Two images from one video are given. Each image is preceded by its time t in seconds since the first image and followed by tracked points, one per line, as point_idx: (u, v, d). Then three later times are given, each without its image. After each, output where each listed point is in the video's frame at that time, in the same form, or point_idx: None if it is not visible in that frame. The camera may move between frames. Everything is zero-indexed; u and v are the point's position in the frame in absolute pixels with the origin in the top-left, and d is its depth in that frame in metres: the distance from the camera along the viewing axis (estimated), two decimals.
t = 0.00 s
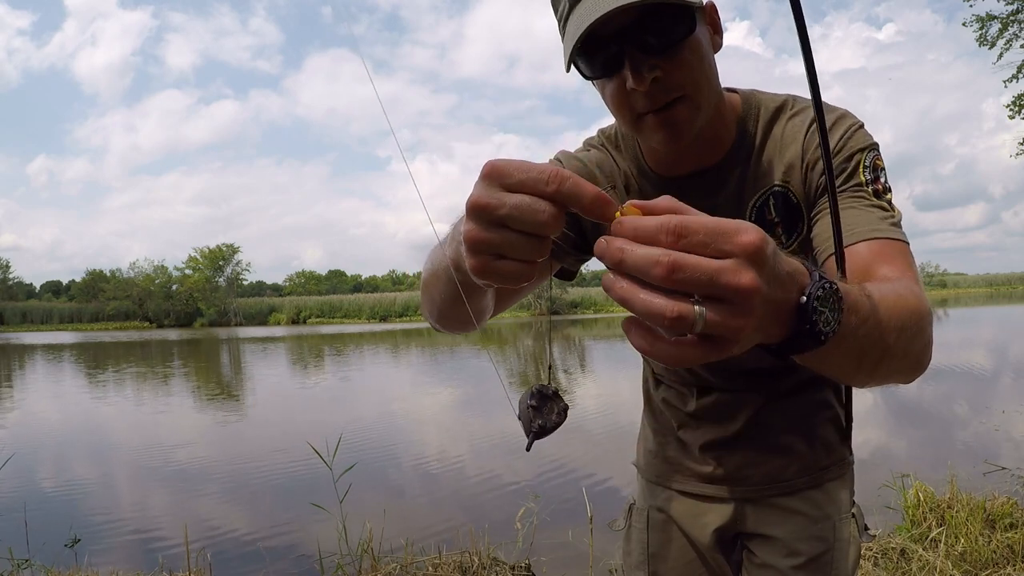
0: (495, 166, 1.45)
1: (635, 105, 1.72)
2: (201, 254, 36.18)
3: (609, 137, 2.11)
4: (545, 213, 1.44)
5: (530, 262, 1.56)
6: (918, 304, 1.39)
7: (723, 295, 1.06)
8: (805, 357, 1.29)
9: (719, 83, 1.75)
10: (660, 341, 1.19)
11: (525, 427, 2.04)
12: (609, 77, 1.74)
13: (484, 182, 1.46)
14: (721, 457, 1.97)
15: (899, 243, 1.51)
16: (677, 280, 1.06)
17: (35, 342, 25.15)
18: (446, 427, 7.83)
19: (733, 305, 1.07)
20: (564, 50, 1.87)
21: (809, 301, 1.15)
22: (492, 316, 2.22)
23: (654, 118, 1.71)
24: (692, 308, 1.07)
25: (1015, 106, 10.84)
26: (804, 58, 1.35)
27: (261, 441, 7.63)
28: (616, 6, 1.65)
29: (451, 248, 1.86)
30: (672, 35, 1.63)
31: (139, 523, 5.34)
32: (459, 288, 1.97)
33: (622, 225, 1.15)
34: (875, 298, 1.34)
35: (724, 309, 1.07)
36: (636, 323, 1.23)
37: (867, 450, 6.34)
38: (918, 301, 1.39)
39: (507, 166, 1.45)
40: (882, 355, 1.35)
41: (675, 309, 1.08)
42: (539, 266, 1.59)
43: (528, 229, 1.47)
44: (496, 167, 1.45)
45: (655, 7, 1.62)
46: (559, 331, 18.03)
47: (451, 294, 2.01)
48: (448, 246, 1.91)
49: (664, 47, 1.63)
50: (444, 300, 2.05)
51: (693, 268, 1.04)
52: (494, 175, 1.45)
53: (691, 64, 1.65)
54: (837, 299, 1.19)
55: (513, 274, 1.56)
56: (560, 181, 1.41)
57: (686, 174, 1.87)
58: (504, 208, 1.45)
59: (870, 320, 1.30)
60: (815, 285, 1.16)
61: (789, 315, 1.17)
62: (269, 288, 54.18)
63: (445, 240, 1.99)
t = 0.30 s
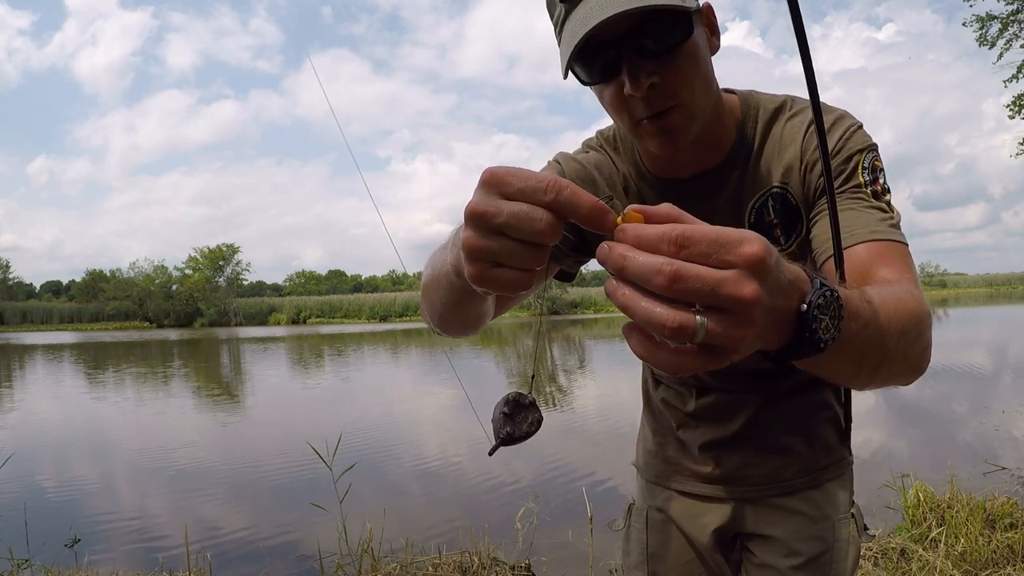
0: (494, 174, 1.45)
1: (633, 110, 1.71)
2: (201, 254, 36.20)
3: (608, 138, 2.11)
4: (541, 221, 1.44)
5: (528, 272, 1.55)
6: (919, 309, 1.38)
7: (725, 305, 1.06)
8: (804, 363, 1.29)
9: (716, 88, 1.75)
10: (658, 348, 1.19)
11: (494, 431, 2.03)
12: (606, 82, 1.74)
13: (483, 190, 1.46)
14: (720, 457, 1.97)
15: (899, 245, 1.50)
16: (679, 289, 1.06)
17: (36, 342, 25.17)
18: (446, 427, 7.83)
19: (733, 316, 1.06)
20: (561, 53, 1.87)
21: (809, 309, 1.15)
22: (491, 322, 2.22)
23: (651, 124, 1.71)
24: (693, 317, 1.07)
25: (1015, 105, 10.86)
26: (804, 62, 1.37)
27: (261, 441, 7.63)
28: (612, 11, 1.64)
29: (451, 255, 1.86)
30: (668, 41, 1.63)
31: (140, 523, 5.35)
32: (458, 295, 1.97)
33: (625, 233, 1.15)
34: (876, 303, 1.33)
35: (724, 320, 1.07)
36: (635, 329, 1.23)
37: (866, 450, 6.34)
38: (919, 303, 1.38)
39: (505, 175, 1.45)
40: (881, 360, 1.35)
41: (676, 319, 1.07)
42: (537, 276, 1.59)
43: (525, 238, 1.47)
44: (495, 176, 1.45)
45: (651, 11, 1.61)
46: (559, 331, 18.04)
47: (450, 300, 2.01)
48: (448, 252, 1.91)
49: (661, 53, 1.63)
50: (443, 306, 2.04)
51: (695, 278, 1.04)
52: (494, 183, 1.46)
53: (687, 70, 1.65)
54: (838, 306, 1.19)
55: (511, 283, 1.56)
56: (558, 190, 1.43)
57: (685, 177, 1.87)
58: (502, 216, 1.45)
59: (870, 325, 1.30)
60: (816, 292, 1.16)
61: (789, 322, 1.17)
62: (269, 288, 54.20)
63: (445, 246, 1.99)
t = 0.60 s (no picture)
0: (489, 178, 1.45)
1: (632, 111, 1.71)
2: (201, 254, 36.20)
3: (607, 140, 2.11)
4: (538, 222, 1.44)
5: (527, 272, 1.55)
6: (919, 310, 1.38)
7: (722, 306, 1.05)
8: (806, 365, 1.29)
9: (715, 88, 1.75)
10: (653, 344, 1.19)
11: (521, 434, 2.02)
12: (604, 83, 1.73)
13: (478, 194, 1.47)
14: (720, 457, 1.97)
15: (899, 246, 1.50)
16: (679, 290, 1.05)
17: (36, 342, 25.18)
18: (446, 427, 7.83)
19: (731, 318, 1.06)
20: (559, 57, 1.87)
21: (812, 312, 1.15)
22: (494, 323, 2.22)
23: (651, 124, 1.70)
24: (691, 319, 1.08)
25: (1015, 106, 10.84)
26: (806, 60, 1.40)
27: (261, 441, 7.63)
28: (611, 13, 1.65)
29: (451, 258, 1.87)
30: (666, 42, 1.63)
31: (140, 523, 5.35)
32: (460, 298, 1.98)
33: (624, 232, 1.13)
34: (876, 304, 1.33)
35: (723, 321, 1.07)
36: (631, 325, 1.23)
37: (866, 450, 6.34)
38: (919, 304, 1.38)
39: (500, 177, 1.45)
40: (881, 361, 1.35)
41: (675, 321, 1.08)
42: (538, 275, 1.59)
43: (522, 239, 1.48)
44: (490, 178, 1.45)
45: (649, 13, 1.62)
46: (559, 331, 18.04)
47: (452, 303, 2.01)
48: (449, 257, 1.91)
49: (660, 54, 1.63)
50: (445, 310, 2.05)
51: (695, 279, 1.03)
52: (489, 186, 1.46)
53: (686, 68, 1.65)
54: (840, 308, 1.19)
55: (511, 285, 1.56)
56: (553, 190, 1.41)
57: (685, 177, 1.87)
58: (499, 219, 1.45)
59: (870, 326, 1.30)
60: (817, 296, 1.16)
61: (791, 324, 1.17)
62: (269, 288, 54.17)
63: (445, 250, 1.99)
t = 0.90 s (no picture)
0: (478, 181, 1.47)
1: (627, 119, 1.71)
2: (201, 254, 36.19)
3: (604, 140, 2.11)
4: (526, 223, 1.45)
5: (516, 275, 1.55)
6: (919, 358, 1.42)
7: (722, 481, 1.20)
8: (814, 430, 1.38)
9: (710, 92, 1.76)
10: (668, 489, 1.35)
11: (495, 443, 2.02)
12: (598, 91, 1.73)
13: (467, 198, 1.48)
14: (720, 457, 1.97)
15: (906, 273, 1.51)
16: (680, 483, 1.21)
17: (36, 342, 25.17)
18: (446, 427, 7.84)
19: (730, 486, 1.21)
20: (552, 62, 1.87)
21: (808, 427, 1.25)
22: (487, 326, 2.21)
23: (646, 132, 1.71)
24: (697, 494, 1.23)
25: (1015, 105, 10.82)
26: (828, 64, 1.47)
27: (262, 441, 7.64)
28: (604, 22, 1.64)
29: (444, 260, 1.87)
30: (659, 50, 1.62)
31: (140, 523, 5.35)
32: (452, 300, 1.98)
33: (626, 440, 1.23)
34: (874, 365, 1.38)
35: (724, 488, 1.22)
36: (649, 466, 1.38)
37: (866, 450, 6.34)
38: (920, 350, 1.42)
39: (489, 181, 1.47)
40: (883, 409, 1.41)
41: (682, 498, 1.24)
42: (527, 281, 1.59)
43: (511, 242, 1.48)
44: (479, 183, 1.47)
45: (641, 23, 1.61)
46: (559, 331, 18.03)
47: (445, 304, 2.01)
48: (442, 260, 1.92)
49: (653, 63, 1.63)
50: (438, 310, 2.05)
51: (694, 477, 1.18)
52: (478, 190, 1.47)
53: (680, 75, 1.65)
54: (834, 410, 1.28)
55: (501, 287, 1.55)
56: (541, 193, 1.44)
57: (682, 180, 1.87)
58: (487, 221, 1.46)
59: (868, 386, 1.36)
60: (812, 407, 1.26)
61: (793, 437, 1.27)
62: (269, 288, 54.17)
63: (439, 251, 2.00)
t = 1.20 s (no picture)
0: (493, 187, 1.45)
1: (634, 118, 1.71)
2: (201, 254, 36.19)
3: (608, 138, 2.11)
4: (541, 234, 1.44)
5: (526, 284, 1.55)
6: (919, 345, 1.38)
7: (726, 401, 1.15)
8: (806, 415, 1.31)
9: (719, 94, 1.76)
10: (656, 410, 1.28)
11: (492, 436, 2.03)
12: (607, 89, 1.74)
13: (481, 203, 1.47)
14: (718, 457, 1.97)
15: (901, 271, 1.51)
16: (684, 388, 1.16)
17: (35, 342, 25.17)
18: (446, 427, 7.84)
19: (737, 410, 1.15)
20: (562, 60, 1.88)
21: (808, 383, 1.18)
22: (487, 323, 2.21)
23: (654, 132, 1.71)
24: (693, 407, 1.19)
25: (1015, 106, 10.81)
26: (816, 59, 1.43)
27: (262, 440, 7.65)
28: (618, 21, 1.64)
29: (449, 260, 1.86)
30: (673, 51, 1.63)
31: (140, 523, 5.35)
32: (455, 299, 1.97)
33: (643, 325, 1.15)
34: (874, 346, 1.34)
35: (725, 411, 1.16)
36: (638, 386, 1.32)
37: (866, 450, 6.34)
38: (919, 338, 1.39)
39: (505, 188, 1.45)
40: (880, 399, 1.36)
41: (678, 405, 1.20)
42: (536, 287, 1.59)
43: (525, 250, 1.48)
44: (495, 188, 1.45)
45: (654, 24, 1.61)
46: (559, 331, 18.04)
47: (447, 304, 2.01)
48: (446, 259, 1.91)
49: (667, 65, 1.64)
50: (441, 309, 2.05)
51: (702, 383, 1.13)
52: (493, 195, 1.46)
53: (692, 78, 1.66)
54: (836, 375, 1.21)
55: (510, 294, 1.56)
56: (557, 205, 1.43)
57: (685, 181, 1.88)
58: (502, 229, 1.46)
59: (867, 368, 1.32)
60: (816, 365, 1.19)
61: (791, 394, 1.20)
62: (269, 288, 54.17)
63: (442, 249, 1.99)
